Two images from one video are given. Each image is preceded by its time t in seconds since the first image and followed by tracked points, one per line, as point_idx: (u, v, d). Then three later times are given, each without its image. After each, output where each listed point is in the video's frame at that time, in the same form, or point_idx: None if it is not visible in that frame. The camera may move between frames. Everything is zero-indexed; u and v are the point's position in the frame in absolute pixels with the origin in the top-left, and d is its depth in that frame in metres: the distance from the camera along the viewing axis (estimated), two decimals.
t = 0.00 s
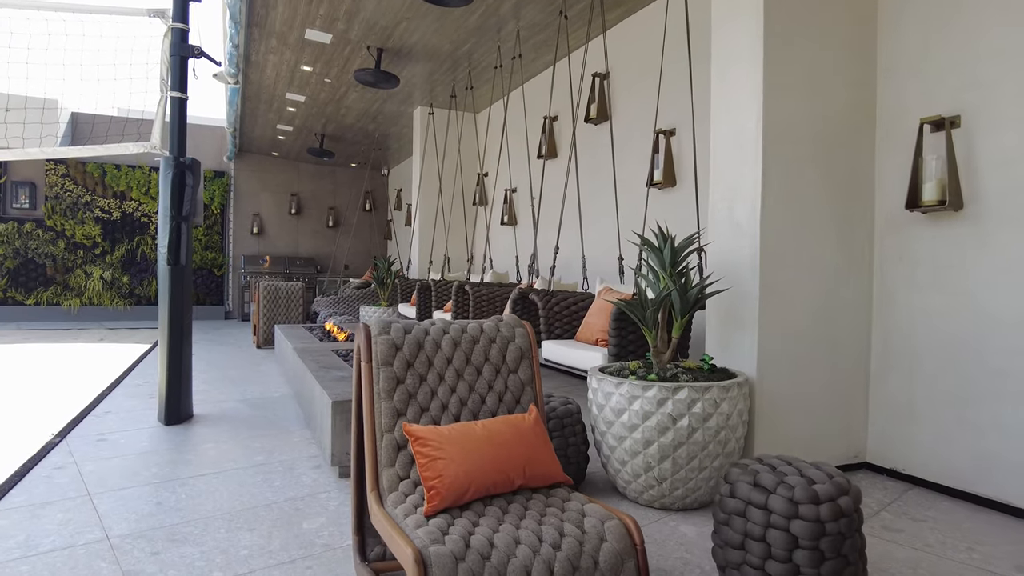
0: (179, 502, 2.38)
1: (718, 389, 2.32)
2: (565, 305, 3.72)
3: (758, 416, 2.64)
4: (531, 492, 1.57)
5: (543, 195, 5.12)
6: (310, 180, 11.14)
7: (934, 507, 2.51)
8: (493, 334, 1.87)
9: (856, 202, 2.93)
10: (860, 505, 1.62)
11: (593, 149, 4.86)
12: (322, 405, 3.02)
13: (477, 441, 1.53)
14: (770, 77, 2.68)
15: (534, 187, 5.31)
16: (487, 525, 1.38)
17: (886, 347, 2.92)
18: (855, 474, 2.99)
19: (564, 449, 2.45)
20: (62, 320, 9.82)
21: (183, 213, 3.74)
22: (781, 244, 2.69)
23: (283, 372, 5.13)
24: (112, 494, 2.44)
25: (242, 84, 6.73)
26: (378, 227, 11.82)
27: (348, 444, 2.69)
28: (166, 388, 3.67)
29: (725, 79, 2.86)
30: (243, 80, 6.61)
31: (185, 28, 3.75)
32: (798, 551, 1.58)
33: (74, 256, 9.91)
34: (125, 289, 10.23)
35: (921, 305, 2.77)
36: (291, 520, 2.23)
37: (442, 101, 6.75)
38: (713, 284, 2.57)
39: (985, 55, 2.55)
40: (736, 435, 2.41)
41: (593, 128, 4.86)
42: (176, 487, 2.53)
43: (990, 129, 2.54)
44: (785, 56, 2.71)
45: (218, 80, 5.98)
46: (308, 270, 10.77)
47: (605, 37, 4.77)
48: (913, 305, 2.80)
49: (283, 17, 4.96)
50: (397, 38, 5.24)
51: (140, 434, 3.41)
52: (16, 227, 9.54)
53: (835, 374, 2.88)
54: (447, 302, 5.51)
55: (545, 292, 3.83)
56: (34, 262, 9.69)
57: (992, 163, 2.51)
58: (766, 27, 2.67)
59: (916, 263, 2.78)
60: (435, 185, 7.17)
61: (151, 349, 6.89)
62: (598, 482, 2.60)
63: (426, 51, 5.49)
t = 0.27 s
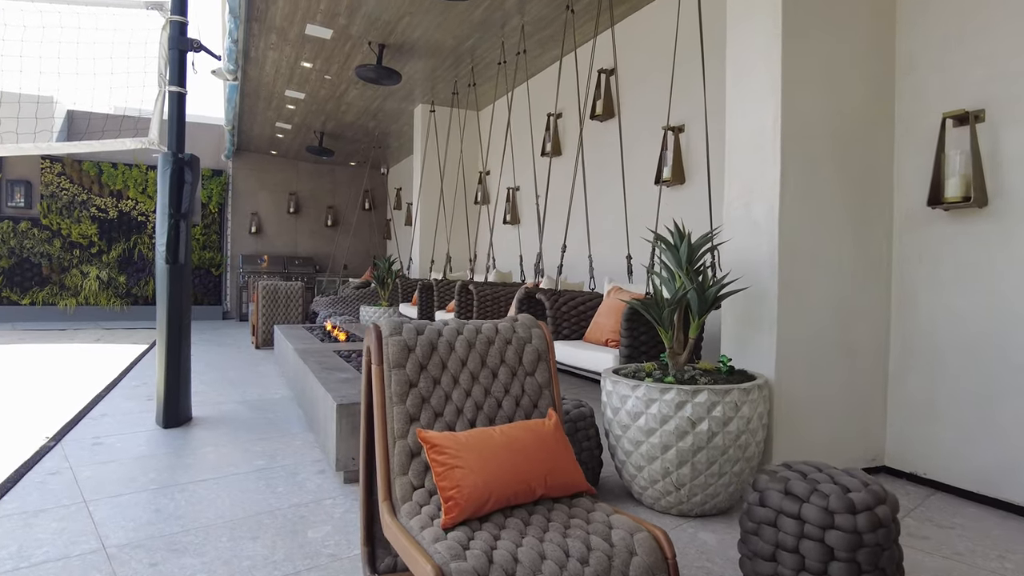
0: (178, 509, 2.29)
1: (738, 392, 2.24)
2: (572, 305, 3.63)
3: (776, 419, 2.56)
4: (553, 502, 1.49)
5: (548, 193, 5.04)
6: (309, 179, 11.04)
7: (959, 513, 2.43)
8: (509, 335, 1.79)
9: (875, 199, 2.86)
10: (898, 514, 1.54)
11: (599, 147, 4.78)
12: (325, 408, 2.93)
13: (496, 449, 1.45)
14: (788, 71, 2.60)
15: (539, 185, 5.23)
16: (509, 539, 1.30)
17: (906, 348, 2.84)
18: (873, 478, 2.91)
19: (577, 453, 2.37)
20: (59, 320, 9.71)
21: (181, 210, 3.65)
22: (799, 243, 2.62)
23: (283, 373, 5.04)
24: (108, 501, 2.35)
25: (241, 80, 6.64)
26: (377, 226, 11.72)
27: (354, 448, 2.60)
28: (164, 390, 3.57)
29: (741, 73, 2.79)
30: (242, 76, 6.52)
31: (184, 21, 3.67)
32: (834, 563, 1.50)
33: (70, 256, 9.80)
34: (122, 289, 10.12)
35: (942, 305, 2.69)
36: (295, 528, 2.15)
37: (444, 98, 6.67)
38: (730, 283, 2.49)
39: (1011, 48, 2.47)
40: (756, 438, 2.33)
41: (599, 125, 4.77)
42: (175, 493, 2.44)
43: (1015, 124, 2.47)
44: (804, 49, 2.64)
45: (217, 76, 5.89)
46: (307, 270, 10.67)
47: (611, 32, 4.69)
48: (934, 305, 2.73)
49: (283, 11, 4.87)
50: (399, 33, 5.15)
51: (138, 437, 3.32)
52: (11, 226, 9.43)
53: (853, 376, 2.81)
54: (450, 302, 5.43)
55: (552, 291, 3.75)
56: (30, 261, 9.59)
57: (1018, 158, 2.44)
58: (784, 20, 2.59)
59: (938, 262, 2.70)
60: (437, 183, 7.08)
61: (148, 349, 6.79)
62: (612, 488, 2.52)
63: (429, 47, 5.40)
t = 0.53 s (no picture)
0: (177, 518, 2.20)
1: (760, 397, 2.16)
2: (582, 305, 3.55)
3: (796, 424, 2.48)
4: (577, 516, 1.41)
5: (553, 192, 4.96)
6: (308, 178, 10.94)
7: (986, 521, 2.34)
8: (526, 338, 1.70)
9: (896, 197, 2.77)
10: (940, 527, 1.45)
11: (606, 144, 4.70)
12: (329, 412, 2.84)
13: (516, 460, 1.36)
14: (809, 64, 2.52)
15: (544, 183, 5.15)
16: (533, 557, 1.21)
17: (927, 350, 2.76)
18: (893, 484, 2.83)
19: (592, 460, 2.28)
20: (55, 320, 9.61)
21: (179, 208, 3.56)
22: (819, 242, 2.53)
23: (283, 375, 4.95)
24: (104, 510, 2.26)
25: (240, 77, 6.54)
26: (377, 226, 11.63)
27: (359, 455, 2.51)
28: (162, 394, 3.48)
29: (758, 66, 2.71)
30: (241, 73, 6.43)
31: (182, 14, 3.59)
32: None
33: (67, 256, 9.70)
34: (119, 289, 10.02)
35: (966, 306, 2.61)
36: (300, 539, 2.06)
37: (446, 95, 6.58)
38: (750, 283, 2.40)
39: None
40: (777, 444, 2.24)
41: (606, 122, 4.69)
42: (174, 501, 2.35)
43: None
44: (824, 41, 2.55)
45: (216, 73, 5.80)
46: (306, 270, 10.58)
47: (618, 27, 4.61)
48: (957, 306, 2.64)
49: (284, 6, 4.77)
50: (401, 29, 5.06)
51: (136, 442, 3.23)
52: (7, 225, 9.33)
53: (874, 378, 2.72)
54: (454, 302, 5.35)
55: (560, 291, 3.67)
56: (26, 261, 9.49)
57: None
58: (804, 11, 2.51)
59: (961, 262, 2.62)
60: (439, 182, 6.99)
61: (146, 350, 6.69)
62: (627, 495, 2.44)
63: (431, 43, 5.32)
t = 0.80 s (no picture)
0: (179, 529, 2.12)
1: (785, 403, 2.08)
2: (592, 307, 3.47)
3: (819, 430, 2.40)
4: (605, 533, 1.33)
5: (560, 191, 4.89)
6: (309, 177, 10.86)
7: (1017, 531, 2.26)
8: (546, 343, 1.62)
9: (919, 196, 2.70)
10: (988, 545, 1.37)
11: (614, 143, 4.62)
12: (335, 417, 2.76)
13: (542, 474, 1.28)
14: (832, 58, 2.44)
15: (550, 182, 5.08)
16: None
17: (951, 353, 2.68)
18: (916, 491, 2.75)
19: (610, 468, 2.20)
20: (54, 321, 9.52)
21: (180, 207, 3.48)
22: (842, 242, 2.45)
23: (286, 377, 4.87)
24: (103, 520, 2.18)
25: (240, 76, 6.46)
26: (378, 225, 11.54)
27: (367, 462, 2.43)
28: (162, 397, 3.40)
29: (778, 62, 2.63)
30: (242, 71, 6.35)
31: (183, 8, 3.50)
32: None
33: (66, 256, 9.62)
34: (119, 289, 9.93)
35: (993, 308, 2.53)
36: (308, 552, 1.98)
37: (449, 94, 6.50)
38: (772, 285, 2.33)
39: None
40: (802, 452, 2.16)
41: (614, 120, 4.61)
42: (176, 510, 2.27)
43: None
44: (847, 35, 2.47)
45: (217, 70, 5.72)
46: (307, 270, 10.49)
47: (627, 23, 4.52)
48: (984, 308, 2.56)
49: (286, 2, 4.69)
50: (405, 26, 4.98)
51: (136, 447, 3.14)
52: (6, 225, 9.25)
53: (897, 382, 2.64)
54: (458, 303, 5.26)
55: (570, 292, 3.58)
56: (25, 262, 9.40)
57: None
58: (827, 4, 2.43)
59: (988, 263, 2.54)
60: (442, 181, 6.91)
61: (146, 352, 6.61)
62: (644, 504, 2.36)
63: (436, 41, 5.24)
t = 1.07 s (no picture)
0: (183, 539, 2.04)
1: (812, 409, 2.00)
2: (604, 308, 3.39)
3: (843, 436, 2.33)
4: (637, 550, 1.25)
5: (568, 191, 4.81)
6: (310, 177, 10.78)
7: None
8: (570, 348, 1.54)
9: (944, 194, 2.62)
10: None
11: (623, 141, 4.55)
12: (342, 422, 2.69)
13: (573, 489, 1.20)
14: (857, 51, 2.36)
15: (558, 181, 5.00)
16: None
17: (977, 356, 2.60)
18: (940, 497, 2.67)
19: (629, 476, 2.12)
20: (54, 322, 9.44)
21: (182, 205, 3.40)
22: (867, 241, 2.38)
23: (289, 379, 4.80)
24: (104, 530, 2.10)
25: (242, 74, 6.39)
26: (381, 225, 11.46)
27: (377, 469, 2.36)
28: (165, 401, 3.33)
29: (799, 56, 2.55)
30: (244, 69, 6.27)
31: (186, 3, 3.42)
32: None
33: (66, 256, 9.54)
34: (119, 290, 9.85)
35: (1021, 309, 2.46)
36: (318, 563, 1.90)
37: (453, 92, 6.42)
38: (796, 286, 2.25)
39: None
40: (829, 460, 2.08)
41: (623, 118, 4.54)
42: (181, 519, 2.20)
43: None
44: (873, 27, 2.39)
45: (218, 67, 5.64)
46: (309, 271, 10.42)
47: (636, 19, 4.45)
48: (1012, 309, 2.49)
49: None
50: (410, 23, 4.90)
51: (138, 452, 3.07)
52: (5, 225, 9.17)
53: (922, 385, 2.57)
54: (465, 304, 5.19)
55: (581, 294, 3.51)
56: (24, 262, 9.32)
57: None
58: None
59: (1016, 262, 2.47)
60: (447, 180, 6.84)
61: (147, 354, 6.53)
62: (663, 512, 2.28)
63: (441, 38, 5.16)
